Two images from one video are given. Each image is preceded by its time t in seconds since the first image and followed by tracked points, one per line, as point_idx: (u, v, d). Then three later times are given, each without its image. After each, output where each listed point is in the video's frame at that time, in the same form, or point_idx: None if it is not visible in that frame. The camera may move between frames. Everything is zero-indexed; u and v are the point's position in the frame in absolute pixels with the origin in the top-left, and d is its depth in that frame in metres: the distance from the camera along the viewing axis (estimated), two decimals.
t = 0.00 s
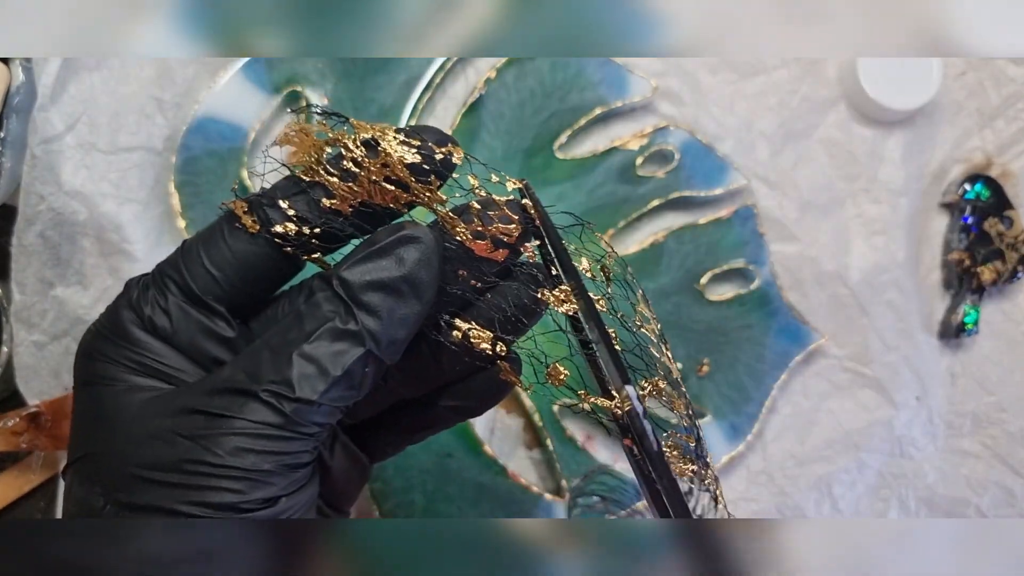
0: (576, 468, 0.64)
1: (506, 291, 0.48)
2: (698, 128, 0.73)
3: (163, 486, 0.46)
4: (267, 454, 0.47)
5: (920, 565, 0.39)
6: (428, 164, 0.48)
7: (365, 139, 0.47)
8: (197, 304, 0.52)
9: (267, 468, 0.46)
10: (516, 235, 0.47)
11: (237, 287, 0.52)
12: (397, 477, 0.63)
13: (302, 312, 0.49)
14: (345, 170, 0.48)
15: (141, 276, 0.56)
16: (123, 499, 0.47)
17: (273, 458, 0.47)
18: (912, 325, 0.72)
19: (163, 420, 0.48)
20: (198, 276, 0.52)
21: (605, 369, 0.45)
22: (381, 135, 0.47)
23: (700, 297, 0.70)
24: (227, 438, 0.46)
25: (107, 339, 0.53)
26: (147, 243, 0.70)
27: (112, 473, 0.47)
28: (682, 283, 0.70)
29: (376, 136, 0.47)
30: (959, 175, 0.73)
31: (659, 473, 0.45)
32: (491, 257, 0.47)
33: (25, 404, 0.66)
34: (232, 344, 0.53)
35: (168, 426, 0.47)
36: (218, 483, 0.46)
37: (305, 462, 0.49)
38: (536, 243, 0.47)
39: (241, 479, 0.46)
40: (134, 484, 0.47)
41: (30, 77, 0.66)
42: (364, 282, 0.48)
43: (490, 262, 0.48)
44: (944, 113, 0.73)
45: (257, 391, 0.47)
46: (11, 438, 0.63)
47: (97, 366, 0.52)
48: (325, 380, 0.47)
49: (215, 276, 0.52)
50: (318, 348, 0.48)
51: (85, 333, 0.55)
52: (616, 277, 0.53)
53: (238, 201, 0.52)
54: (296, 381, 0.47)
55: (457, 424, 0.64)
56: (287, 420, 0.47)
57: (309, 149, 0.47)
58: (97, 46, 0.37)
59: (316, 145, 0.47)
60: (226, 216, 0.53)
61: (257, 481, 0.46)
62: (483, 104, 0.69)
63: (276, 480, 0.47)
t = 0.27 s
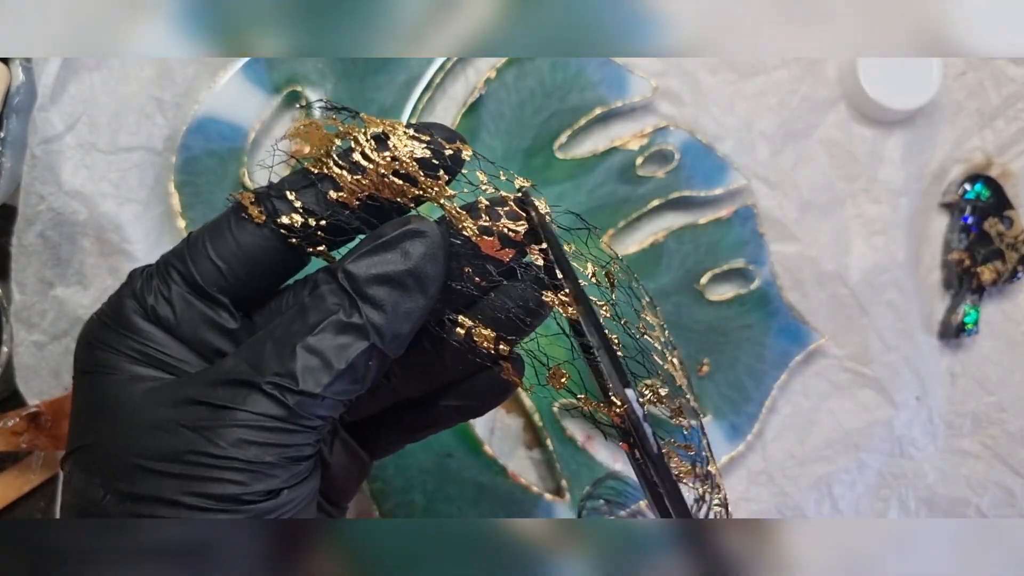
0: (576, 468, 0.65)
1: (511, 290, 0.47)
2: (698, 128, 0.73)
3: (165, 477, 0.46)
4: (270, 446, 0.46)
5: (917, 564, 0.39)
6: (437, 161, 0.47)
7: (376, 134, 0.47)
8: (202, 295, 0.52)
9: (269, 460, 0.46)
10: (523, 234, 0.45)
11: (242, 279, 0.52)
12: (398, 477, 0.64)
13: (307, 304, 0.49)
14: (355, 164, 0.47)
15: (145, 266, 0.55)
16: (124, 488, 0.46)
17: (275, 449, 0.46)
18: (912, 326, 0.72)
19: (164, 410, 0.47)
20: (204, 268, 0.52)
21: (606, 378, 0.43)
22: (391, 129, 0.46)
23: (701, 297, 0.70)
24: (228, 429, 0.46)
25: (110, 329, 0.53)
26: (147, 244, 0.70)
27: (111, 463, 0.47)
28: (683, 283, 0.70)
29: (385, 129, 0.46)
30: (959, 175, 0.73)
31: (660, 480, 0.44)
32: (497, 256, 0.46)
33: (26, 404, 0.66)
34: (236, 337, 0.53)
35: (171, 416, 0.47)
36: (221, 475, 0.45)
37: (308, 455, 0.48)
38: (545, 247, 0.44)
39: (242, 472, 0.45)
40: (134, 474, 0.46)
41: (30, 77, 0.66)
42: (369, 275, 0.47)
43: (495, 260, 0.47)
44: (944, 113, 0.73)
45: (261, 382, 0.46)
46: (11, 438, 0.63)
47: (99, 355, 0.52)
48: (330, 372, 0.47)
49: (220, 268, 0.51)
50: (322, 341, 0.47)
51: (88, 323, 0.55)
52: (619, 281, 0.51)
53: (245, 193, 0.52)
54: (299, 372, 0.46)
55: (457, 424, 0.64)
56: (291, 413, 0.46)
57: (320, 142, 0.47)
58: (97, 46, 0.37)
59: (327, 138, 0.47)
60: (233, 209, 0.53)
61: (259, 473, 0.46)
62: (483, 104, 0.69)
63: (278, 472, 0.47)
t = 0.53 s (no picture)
0: (576, 468, 0.65)
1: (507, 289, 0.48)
2: (698, 128, 0.73)
3: (163, 462, 0.45)
4: (272, 434, 0.46)
5: (914, 565, 0.38)
6: (446, 157, 0.47)
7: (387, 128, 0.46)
8: (198, 280, 0.52)
9: (270, 449, 0.46)
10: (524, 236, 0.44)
11: (241, 266, 0.52)
12: (397, 477, 0.64)
13: (311, 294, 0.49)
14: (364, 156, 0.47)
15: (138, 246, 0.54)
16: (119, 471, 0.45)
17: (275, 438, 0.46)
18: (913, 326, 0.72)
19: (162, 394, 0.47)
20: (203, 252, 0.51)
21: (598, 389, 0.42)
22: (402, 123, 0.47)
23: (700, 297, 0.69)
24: (229, 417, 0.45)
25: (100, 309, 0.51)
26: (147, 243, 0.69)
27: (105, 447, 0.46)
28: (683, 283, 0.70)
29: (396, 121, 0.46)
30: (958, 175, 0.74)
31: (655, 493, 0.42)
32: (499, 255, 0.45)
33: (26, 404, 0.66)
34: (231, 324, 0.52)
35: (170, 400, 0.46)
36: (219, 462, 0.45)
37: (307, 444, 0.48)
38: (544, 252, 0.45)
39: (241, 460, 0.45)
40: (131, 458, 0.45)
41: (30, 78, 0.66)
42: (377, 267, 0.47)
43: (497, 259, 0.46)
44: (944, 113, 0.74)
45: (265, 370, 0.46)
46: (10, 438, 0.63)
47: (88, 335, 0.51)
48: (334, 363, 0.47)
49: (220, 254, 0.51)
50: (326, 331, 0.47)
51: (75, 302, 0.53)
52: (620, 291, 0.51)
53: (248, 177, 0.52)
54: (303, 361, 0.46)
55: (457, 424, 0.65)
56: (294, 402, 0.46)
57: (330, 132, 0.47)
58: (99, 46, 0.37)
59: (338, 129, 0.46)
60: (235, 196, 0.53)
61: (258, 462, 0.46)
62: (483, 104, 0.69)
63: (277, 461, 0.46)
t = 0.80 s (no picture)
0: (576, 468, 0.65)
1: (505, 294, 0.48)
2: (697, 128, 0.73)
3: (160, 466, 0.45)
4: (270, 440, 0.46)
5: (914, 565, 0.38)
6: (443, 159, 0.47)
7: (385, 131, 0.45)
8: (196, 283, 0.52)
9: (268, 454, 0.46)
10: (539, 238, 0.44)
11: (239, 270, 0.52)
12: (397, 477, 0.64)
13: (309, 299, 0.49)
14: (362, 160, 0.46)
15: (137, 249, 0.54)
16: (115, 475, 0.45)
17: (274, 443, 0.46)
18: (913, 326, 0.72)
19: (160, 398, 0.46)
20: (201, 256, 0.51)
21: (606, 383, 0.45)
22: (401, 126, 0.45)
23: (700, 297, 0.70)
24: (227, 421, 0.45)
25: (98, 311, 0.52)
26: (147, 244, 0.69)
27: (102, 450, 0.46)
28: (683, 282, 0.70)
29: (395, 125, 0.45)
30: (958, 175, 0.74)
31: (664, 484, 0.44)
32: (498, 258, 0.45)
33: (26, 404, 0.66)
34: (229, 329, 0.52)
35: (167, 404, 0.46)
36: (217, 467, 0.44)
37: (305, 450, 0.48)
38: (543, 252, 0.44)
39: (239, 465, 0.45)
40: (128, 461, 0.45)
41: (30, 78, 0.66)
42: (376, 273, 0.47)
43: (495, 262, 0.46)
44: (944, 113, 0.74)
45: (263, 375, 0.46)
46: (10, 438, 0.63)
47: (85, 338, 0.51)
48: (332, 369, 0.47)
49: (218, 257, 0.51)
50: (325, 336, 0.47)
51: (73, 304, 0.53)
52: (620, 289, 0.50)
53: (248, 182, 0.52)
54: (302, 367, 0.46)
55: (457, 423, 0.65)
56: (292, 408, 0.46)
57: (326, 136, 0.46)
58: (99, 46, 0.37)
59: (334, 133, 0.45)
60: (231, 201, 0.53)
61: (256, 467, 0.45)
62: (483, 104, 0.69)
63: (276, 466, 0.46)
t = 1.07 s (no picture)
0: (576, 468, 0.65)
1: (512, 309, 0.49)
2: (697, 128, 0.73)
3: (172, 481, 0.44)
4: (282, 454, 0.45)
5: (912, 566, 0.38)
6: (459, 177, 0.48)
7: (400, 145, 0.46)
8: (208, 294, 0.51)
9: (280, 469, 0.45)
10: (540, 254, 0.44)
11: (251, 282, 0.51)
12: (398, 477, 0.64)
13: (323, 313, 0.49)
14: (378, 173, 0.47)
15: (147, 260, 0.54)
16: (125, 489, 0.44)
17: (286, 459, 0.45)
18: (913, 326, 0.72)
19: (172, 410, 0.46)
20: (213, 267, 0.50)
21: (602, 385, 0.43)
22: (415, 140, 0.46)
23: (700, 297, 0.70)
24: (240, 436, 0.45)
25: (108, 321, 0.51)
26: (147, 243, 0.69)
27: (112, 463, 0.45)
28: (683, 282, 0.70)
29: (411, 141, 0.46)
30: (958, 175, 0.74)
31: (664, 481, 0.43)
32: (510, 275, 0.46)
33: (26, 404, 0.66)
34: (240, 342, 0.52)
35: (179, 417, 0.45)
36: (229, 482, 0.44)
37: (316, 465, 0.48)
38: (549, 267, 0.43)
39: (251, 480, 0.44)
40: (138, 475, 0.44)
41: (30, 78, 0.66)
42: (391, 289, 0.47)
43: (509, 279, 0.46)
44: (944, 113, 0.74)
45: (276, 391, 0.45)
46: (10, 438, 0.63)
47: (95, 348, 0.50)
48: (346, 385, 0.46)
49: (231, 269, 0.50)
50: (338, 352, 0.47)
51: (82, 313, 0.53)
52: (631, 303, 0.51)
53: (261, 193, 0.51)
54: (315, 383, 0.46)
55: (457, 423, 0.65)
56: (304, 423, 0.46)
57: (343, 149, 0.46)
58: (99, 46, 0.37)
59: (352, 147, 0.46)
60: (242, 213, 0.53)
61: (269, 482, 0.45)
62: (483, 104, 0.70)
63: (288, 481, 0.46)
